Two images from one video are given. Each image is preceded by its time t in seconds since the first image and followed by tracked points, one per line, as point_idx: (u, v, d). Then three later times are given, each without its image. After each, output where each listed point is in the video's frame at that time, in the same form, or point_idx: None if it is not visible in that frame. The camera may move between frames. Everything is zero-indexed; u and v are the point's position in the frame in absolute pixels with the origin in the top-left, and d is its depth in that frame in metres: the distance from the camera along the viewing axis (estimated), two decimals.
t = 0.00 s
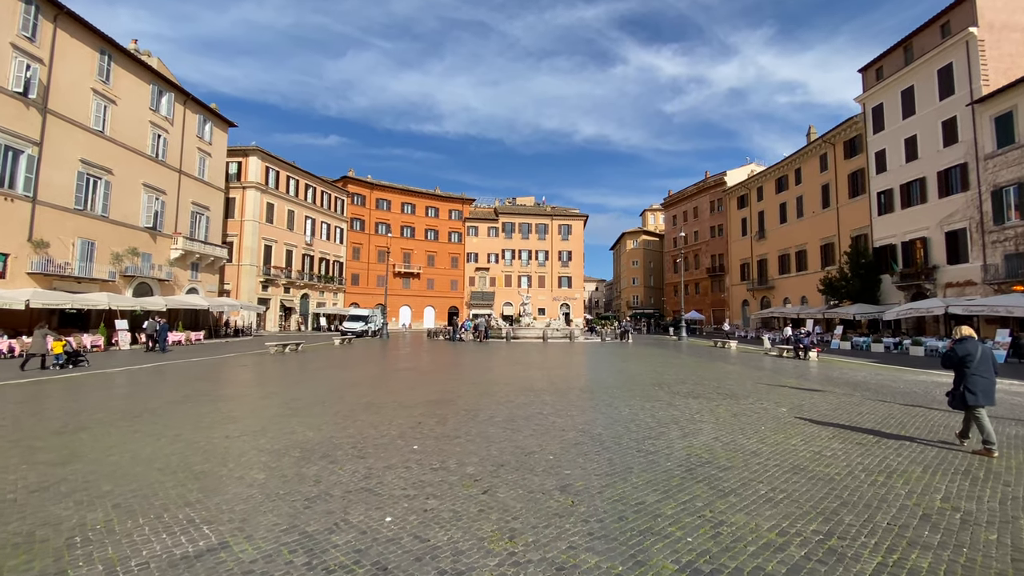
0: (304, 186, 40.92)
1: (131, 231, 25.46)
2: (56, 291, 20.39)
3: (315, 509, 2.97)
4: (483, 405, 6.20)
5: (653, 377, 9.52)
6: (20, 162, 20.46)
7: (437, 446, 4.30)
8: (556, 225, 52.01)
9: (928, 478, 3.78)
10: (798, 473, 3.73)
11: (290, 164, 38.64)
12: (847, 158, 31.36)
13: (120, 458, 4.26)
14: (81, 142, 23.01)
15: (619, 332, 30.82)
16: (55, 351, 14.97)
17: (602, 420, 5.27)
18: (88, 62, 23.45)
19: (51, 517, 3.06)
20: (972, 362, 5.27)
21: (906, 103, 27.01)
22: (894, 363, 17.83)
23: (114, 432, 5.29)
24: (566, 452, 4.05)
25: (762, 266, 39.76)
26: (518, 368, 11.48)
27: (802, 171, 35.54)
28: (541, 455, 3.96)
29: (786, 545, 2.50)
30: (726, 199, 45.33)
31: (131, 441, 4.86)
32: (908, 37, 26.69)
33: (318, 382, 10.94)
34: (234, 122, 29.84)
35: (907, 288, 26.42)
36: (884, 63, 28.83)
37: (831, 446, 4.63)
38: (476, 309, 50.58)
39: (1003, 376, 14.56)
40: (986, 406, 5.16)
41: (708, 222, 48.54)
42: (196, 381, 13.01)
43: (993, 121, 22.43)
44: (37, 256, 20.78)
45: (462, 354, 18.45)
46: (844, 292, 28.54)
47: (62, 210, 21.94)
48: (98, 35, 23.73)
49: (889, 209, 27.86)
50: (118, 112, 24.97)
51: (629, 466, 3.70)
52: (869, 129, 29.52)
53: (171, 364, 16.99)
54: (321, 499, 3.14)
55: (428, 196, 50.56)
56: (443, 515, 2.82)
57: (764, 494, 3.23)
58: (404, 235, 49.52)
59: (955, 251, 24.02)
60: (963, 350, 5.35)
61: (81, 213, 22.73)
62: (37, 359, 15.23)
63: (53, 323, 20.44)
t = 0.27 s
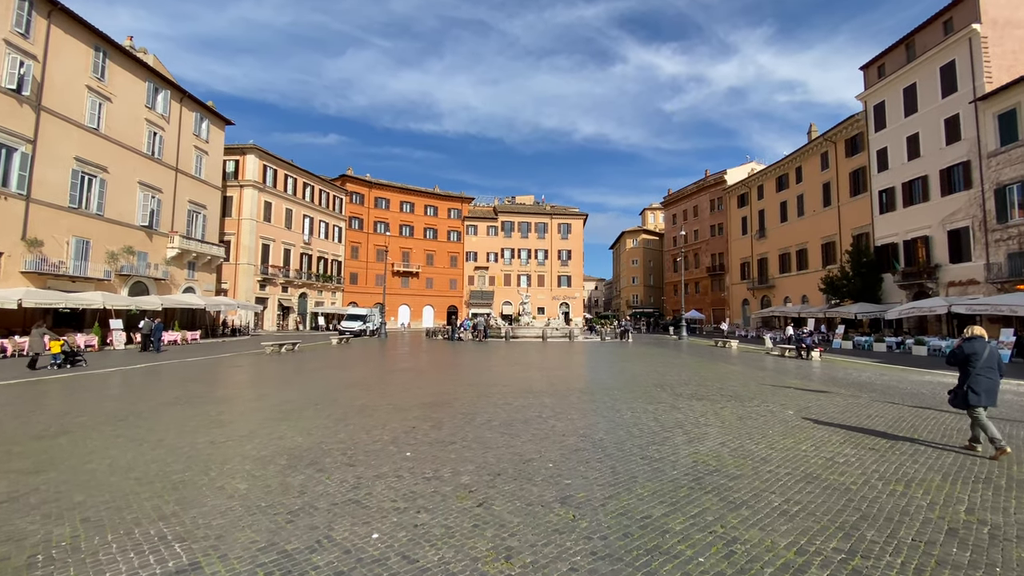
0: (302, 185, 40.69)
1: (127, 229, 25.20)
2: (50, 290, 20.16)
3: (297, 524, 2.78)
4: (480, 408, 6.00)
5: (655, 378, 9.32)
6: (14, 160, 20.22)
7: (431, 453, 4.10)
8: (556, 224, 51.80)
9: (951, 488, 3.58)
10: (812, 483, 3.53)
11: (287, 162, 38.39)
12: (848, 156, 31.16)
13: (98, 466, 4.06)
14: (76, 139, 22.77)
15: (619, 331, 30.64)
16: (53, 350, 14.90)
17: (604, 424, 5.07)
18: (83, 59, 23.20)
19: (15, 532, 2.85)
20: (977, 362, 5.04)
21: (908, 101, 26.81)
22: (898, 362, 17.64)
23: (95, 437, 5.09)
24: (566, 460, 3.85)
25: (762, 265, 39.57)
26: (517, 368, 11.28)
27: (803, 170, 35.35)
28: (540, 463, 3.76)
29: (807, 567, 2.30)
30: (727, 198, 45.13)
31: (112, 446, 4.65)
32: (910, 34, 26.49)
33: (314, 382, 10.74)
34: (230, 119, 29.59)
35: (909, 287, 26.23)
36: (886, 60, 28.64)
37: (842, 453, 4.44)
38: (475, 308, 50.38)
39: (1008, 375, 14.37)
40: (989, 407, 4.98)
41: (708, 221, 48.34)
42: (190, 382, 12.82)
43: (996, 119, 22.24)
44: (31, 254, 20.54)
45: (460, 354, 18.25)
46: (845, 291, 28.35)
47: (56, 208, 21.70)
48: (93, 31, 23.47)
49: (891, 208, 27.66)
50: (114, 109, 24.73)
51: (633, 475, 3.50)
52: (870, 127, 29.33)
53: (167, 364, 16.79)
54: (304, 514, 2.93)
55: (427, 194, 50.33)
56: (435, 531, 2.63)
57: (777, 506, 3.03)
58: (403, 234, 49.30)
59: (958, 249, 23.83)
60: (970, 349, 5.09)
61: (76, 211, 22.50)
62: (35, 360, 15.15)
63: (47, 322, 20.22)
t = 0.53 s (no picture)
0: (300, 183, 40.44)
1: (122, 227, 24.95)
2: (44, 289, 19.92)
3: (277, 537, 2.56)
4: (478, 409, 5.80)
5: (657, 378, 9.11)
6: (7, 157, 19.98)
7: (425, 458, 3.90)
8: (556, 222, 51.57)
9: (976, 496, 3.37)
10: (829, 490, 3.33)
11: (285, 160, 38.13)
12: (850, 154, 30.96)
13: (73, 471, 3.85)
14: (71, 136, 22.53)
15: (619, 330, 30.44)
16: (50, 349, 14.72)
17: (606, 426, 4.86)
18: (77, 55, 22.95)
19: None
20: (987, 358, 5.01)
21: (911, 98, 26.59)
22: (901, 362, 17.43)
23: (76, 439, 4.89)
24: (567, 465, 3.63)
25: (763, 264, 39.37)
26: (516, 368, 11.07)
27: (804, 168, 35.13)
28: (540, 469, 3.55)
29: None
30: (727, 196, 44.91)
31: (91, 450, 4.44)
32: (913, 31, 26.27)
33: (309, 382, 10.51)
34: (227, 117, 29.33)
35: (911, 286, 26.04)
36: (888, 57, 28.42)
37: (857, 457, 4.23)
38: (474, 307, 50.17)
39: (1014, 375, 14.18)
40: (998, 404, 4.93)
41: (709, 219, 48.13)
42: (185, 381, 12.62)
43: (1000, 116, 22.03)
44: (25, 252, 20.31)
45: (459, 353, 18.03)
46: (847, 289, 28.15)
47: (50, 206, 21.47)
48: (88, 27, 23.21)
49: (893, 206, 27.46)
50: (109, 106, 24.48)
51: (640, 482, 3.29)
52: (872, 125, 29.12)
53: (162, 363, 16.57)
54: (286, 525, 2.72)
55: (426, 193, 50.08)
56: (425, 546, 2.42)
57: (796, 517, 2.82)
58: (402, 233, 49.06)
59: (960, 248, 23.64)
60: (979, 346, 5.06)
61: (70, 209, 22.26)
62: (35, 359, 15.21)
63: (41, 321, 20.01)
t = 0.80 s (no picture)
0: (299, 182, 40.20)
1: (118, 226, 24.70)
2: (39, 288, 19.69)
3: (254, 562, 2.35)
4: (477, 413, 5.57)
5: (660, 379, 8.89)
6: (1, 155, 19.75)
7: (419, 468, 3.68)
8: (556, 222, 51.36)
9: (1007, 511, 3.15)
10: (848, 503, 3.13)
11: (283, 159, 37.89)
12: (852, 152, 30.73)
13: (46, 482, 3.64)
14: (66, 134, 22.30)
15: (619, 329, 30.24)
16: (48, 349, 14.59)
17: (609, 433, 4.65)
18: (72, 52, 22.69)
19: None
20: (996, 361, 4.81)
21: (914, 96, 26.37)
22: (906, 362, 17.21)
23: (53, 445, 4.66)
24: (569, 477, 3.43)
25: (763, 263, 39.17)
26: (515, 369, 10.85)
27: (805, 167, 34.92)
28: (542, 481, 3.33)
29: None
30: (727, 195, 44.70)
31: (69, 458, 4.23)
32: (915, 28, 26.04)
33: (304, 383, 10.29)
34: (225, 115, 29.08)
35: (914, 285, 25.84)
36: (891, 55, 28.21)
37: (874, 466, 4.02)
38: (473, 307, 49.98)
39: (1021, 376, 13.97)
40: (1011, 410, 4.66)
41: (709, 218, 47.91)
42: (178, 381, 12.40)
43: (1004, 114, 21.81)
44: (19, 251, 20.08)
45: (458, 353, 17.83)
46: (848, 289, 27.93)
47: (44, 204, 21.23)
48: (83, 24, 22.95)
49: (895, 204, 27.26)
50: (105, 104, 24.25)
51: (648, 496, 3.08)
52: (874, 123, 28.91)
53: (157, 362, 16.36)
54: (265, 547, 2.51)
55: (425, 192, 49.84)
56: (415, 572, 2.21)
57: (819, 536, 2.60)
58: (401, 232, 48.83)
59: (964, 247, 23.44)
60: (986, 349, 4.87)
61: (65, 208, 22.02)
62: (31, 359, 15.03)
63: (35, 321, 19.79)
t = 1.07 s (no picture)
0: (297, 181, 39.97)
1: (114, 225, 24.48)
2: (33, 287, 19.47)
3: None
4: (474, 415, 5.37)
5: (662, 380, 8.67)
6: None
7: (412, 476, 3.47)
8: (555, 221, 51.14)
9: None
10: (871, 515, 2.92)
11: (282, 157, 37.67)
12: (854, 151, 30.52)
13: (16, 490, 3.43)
14: (61, 132, 22.09)
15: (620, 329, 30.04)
16: (44, 348, 14.41)
17: (612, 437, 4.45)
18: (67, 49, 22.45)
19: None
20: (998, 363, 4.67)
21: (916, 94, 26.15)
22: (910, 362, 17.01)
23: (30, 449, 4.46)
24: (572, 486, 3.22)
25: (764, 263, 38.97)
26: (514, 369, 10.65)
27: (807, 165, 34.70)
28: (542, 490, 3.13)
29: None
30: (728, 194, 44.50)
31: (44, 464, 4.03)
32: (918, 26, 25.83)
33: (299, 383, 10.08)
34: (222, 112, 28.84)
35: (916, 284, 25.64)
36: (893, 53, 28.00)
37: (893, 472, 3.82)
38: (473, 306, 49.77)
39: None
40: (1012, 407, 4.61)
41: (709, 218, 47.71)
42: (172, 379, 12.19)
43: (1008, 111, 21.60)
44: (13, 250, 19.86)
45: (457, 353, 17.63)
46: (850, 288, 27.72)
47: (39, 202, 20.99)
48: (78, 20, 22.71)
49: (897, 203, 27.06)
50: (100, 101, 24.02)
51: (657, 508, 2.87)
52: (876, 121, 28.69)
53: (152, 361, 16.14)
54: (242, 566, 2.30)
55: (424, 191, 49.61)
56: None
57: (844, 554, 2.40)
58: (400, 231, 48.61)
59: (968, 246, 23.24)
60: (987, 349, 4.73)
61: (60, 206, 21.80)
62: (29, 358, 14.93)
63: (30, 320, 19.57)
